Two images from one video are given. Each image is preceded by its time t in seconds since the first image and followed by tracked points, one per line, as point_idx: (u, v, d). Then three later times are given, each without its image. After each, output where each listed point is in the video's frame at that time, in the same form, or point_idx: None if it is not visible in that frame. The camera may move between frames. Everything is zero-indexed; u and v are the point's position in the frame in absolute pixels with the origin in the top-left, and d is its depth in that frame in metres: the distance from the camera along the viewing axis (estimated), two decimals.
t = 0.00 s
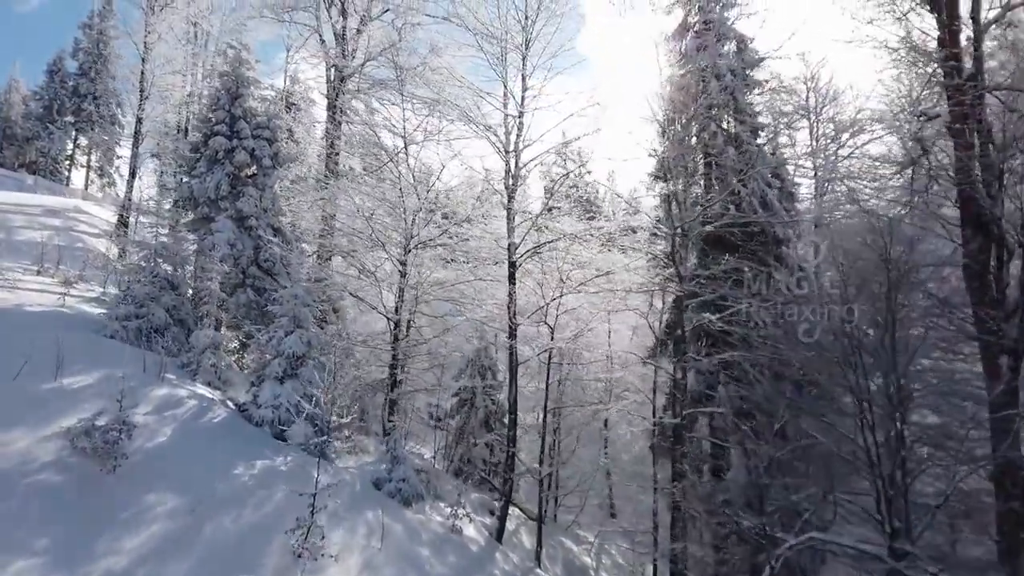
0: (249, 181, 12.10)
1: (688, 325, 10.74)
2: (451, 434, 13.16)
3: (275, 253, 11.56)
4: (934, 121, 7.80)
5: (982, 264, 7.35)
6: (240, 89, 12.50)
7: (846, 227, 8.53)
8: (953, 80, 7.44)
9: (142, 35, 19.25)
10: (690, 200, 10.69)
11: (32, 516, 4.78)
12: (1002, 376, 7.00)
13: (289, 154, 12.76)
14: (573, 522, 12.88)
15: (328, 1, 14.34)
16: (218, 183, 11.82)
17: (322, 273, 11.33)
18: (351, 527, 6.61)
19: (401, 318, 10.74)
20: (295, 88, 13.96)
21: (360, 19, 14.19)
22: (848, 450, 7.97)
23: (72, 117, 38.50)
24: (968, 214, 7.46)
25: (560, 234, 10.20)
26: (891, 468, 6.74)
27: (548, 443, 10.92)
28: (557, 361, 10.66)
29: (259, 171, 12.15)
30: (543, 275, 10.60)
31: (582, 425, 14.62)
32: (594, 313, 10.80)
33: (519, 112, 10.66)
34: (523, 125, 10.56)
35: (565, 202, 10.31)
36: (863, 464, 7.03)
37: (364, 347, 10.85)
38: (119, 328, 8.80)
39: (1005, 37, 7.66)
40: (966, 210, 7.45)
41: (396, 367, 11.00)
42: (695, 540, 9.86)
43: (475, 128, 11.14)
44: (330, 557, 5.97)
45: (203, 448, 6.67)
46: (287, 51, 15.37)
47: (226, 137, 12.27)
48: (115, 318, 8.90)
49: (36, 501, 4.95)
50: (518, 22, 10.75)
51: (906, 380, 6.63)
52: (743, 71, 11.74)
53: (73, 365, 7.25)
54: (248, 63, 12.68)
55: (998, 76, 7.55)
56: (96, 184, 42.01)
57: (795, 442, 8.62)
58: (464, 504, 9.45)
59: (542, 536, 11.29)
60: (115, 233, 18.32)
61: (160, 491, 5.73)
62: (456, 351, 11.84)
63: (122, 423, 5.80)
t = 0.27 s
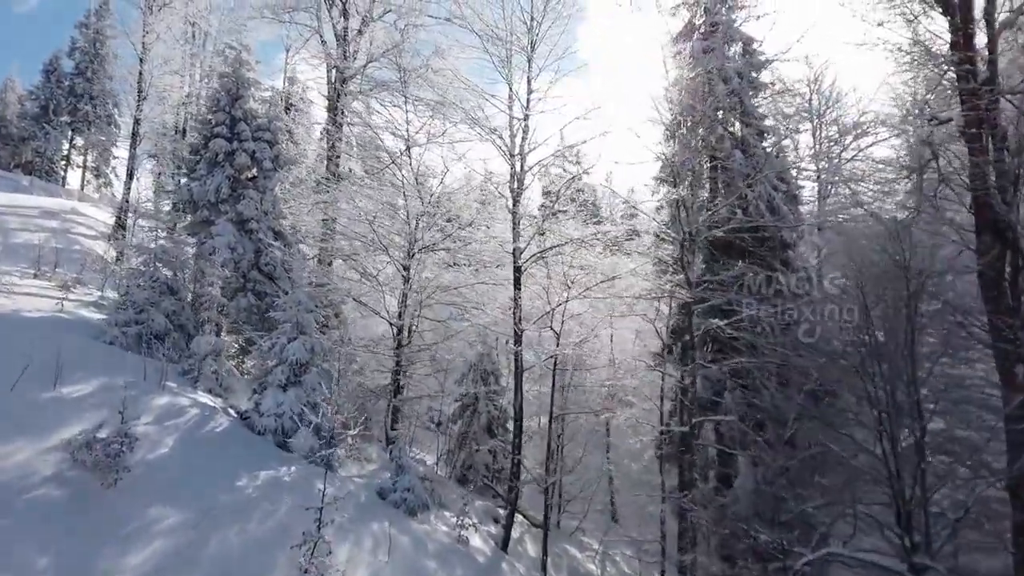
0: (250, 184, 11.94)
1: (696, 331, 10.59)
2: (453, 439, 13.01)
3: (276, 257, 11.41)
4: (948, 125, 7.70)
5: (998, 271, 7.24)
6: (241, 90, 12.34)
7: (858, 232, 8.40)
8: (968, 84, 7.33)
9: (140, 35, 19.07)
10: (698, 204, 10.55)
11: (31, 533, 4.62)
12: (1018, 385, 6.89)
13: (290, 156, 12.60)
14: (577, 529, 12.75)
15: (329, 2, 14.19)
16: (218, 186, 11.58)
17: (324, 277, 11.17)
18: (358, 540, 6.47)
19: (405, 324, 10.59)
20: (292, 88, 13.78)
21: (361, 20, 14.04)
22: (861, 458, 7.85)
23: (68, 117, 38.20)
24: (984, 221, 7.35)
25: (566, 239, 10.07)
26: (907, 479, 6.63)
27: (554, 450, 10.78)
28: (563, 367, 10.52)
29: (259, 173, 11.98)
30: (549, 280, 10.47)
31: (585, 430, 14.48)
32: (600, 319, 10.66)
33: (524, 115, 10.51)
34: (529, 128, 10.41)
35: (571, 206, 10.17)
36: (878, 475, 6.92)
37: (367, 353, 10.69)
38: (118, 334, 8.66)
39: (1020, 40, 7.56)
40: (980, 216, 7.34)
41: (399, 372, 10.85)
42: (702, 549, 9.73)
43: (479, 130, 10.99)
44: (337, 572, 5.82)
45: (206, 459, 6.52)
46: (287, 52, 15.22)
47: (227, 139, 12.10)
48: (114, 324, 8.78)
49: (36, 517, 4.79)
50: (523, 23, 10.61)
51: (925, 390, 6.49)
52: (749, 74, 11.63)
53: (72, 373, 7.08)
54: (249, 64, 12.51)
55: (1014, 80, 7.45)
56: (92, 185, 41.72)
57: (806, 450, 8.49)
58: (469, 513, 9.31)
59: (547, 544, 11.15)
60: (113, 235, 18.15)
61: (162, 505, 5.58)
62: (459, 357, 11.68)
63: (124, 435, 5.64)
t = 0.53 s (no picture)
0: (249, 186, 11.79)
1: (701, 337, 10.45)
2: (455, 444, 12.88)
3: (276, 260, 11.26)
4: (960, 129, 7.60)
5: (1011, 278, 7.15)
6: (239, 91, 12.15)
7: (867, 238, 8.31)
8: (982, 88, 7.24)
9: (137, 34, 18.87)
10: (703, 208, 10.44)
11: (29, 551, 4.47)
12: None
13: (289, 158, 12.44)
14: (580, 535, 12.62)
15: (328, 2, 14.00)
16: (217, 189, 11.46)
17: (323, 281, 11.04)
18: (363, 554, 6.34)
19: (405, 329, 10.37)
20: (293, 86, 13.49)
21: (361, 20, 13.86)
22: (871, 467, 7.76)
23: (62, 116, 37.86)
24: (997, 227, 7.25)
25: (570, 243, 9.96)
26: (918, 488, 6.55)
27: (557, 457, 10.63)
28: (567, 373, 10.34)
29: (258, 175, 11.80)
30: (553, 284, 10.29)
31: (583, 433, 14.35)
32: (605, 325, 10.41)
33: (528, 118, 10.35)
34: (533, 131, 10.23)
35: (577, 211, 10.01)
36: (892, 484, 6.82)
37: (367, 358, 10.54)
38: (116, 340, 8.52)
39: None
40: (993, 222, 7.25)
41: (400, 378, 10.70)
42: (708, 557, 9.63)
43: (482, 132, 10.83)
44: None
45: (207, 471, 6.37)
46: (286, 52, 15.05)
47: (226, 140, 11.93)
48: (112, 330, 8.64)
49: (34, 534, 4.64)
50: (528, 24, 10.47)
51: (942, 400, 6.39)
52: (754, 76, 11.53)
53: (70, 382, 6.92)
54: (247, 65, 12.34)
55: None
56: (87, 185, 41.40)
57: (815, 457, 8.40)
58: (472, 521, 9.18)
59: (550, 551, 11.03)
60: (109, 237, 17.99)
61: (164, 519, 5.43)
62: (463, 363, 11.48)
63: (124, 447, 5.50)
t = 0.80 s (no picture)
0: (248, 188, 11.64)
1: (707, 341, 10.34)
2: (456, 449, 12.76)
3: (276, 263, 11.12)
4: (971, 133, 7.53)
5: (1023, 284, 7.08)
6: (238, 91, 12.00)
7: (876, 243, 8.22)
8: (994, 91, 7.17)
9: (133, 34, 18.68)
10: (708, 212, 10.34)
11: (30, 567, 4.35)
12: None
13: (289, 159, 12.30)
14: (582, 541, 12.51)
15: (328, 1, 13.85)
16: (215, 191, 11.30)
17: (323, 284, 10.90)
18: (369, 565, 6.24)
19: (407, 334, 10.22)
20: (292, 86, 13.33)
21: (361, 19, 13.72)
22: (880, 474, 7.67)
23: (57, 116, 37.54)
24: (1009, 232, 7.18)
25: (573, 246, 9.74)
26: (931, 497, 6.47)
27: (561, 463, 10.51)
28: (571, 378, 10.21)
29: (258, 177, 11.66)
30: (557, 288, 10.17)
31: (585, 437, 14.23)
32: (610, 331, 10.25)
33: (532, 120, 10.23)
34: (537, 133, 10.12)
35: (582, 214, 9.89)
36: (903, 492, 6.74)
37: (368, 362, 10.41)
38: (113, 345, 8.39)
39: None
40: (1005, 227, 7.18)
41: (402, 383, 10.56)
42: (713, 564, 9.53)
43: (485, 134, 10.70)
44: None
45: (210, 481, 6.25)
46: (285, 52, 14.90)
47: (224, 141, 11.78)
48: (110, 334, 8.50)
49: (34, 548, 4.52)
50: (531, 25, 10.35)
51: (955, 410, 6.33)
52: (759, 78, 11.45)
53: (68, 389, 6.79)
54: (246, 65, 12.18)
55: None
56: (82, 185, 41.11)
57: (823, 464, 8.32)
58: (475, 529, 9.06)
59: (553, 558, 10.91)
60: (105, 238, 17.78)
61: (166, 532, 5.32)
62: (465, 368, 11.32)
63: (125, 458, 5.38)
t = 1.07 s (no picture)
0: (248, 191, 11.49)
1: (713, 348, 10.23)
2: (457, 454, 12.63)
3: (276, 267, 10.98)
4: (983, 139, 7.44)
5: None
6: (238, 93, 11.84)
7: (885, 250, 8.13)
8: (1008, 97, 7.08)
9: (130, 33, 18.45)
10: (715, 217, 10.21)
11: None
12: None
13: (289, 162, 12.15)
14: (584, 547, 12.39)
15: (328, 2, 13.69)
16: (215, 193, 11.14)
17: (324, 289, 10.76)
18: None
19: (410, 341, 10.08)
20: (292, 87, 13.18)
21: (361, 20, 13.57)
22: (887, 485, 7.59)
23: (51, 115, 37.17)
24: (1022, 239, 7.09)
25: (578, 251, 9.63)
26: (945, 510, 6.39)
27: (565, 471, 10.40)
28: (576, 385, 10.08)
29: (258, 180, 11.52)
30: (562, 293, 10.09)
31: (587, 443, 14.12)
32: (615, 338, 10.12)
33: (537, 123, 10.11)
34: (542, 136, 10.00)
35: (587, 219, 9.78)
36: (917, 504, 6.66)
37: (370, 369, 10.27)
38: (112, 352, 8.26)
39: None
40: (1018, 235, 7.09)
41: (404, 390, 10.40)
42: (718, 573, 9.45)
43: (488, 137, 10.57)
44: None
45: (213, 494, 6.13)
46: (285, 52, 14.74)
47: (224, 143, 11.62)
48: (108, 341, 8.38)
49: (31, 568, 4.40)
50: (536, 26, 10.22)
51: (969, 421, 6.28)
52: (765, 81, 11.36)
53: (66, 398, 6.64)
54: (246, 66, 12.02)
55: None
56: (77, 184, 40.82)
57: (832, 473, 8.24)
58: (479, 537, 8.95)
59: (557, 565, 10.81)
60: (101, 240, 17.57)
61: (167, 549, 5.20)
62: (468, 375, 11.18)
63: (126, 473, 5.26)
